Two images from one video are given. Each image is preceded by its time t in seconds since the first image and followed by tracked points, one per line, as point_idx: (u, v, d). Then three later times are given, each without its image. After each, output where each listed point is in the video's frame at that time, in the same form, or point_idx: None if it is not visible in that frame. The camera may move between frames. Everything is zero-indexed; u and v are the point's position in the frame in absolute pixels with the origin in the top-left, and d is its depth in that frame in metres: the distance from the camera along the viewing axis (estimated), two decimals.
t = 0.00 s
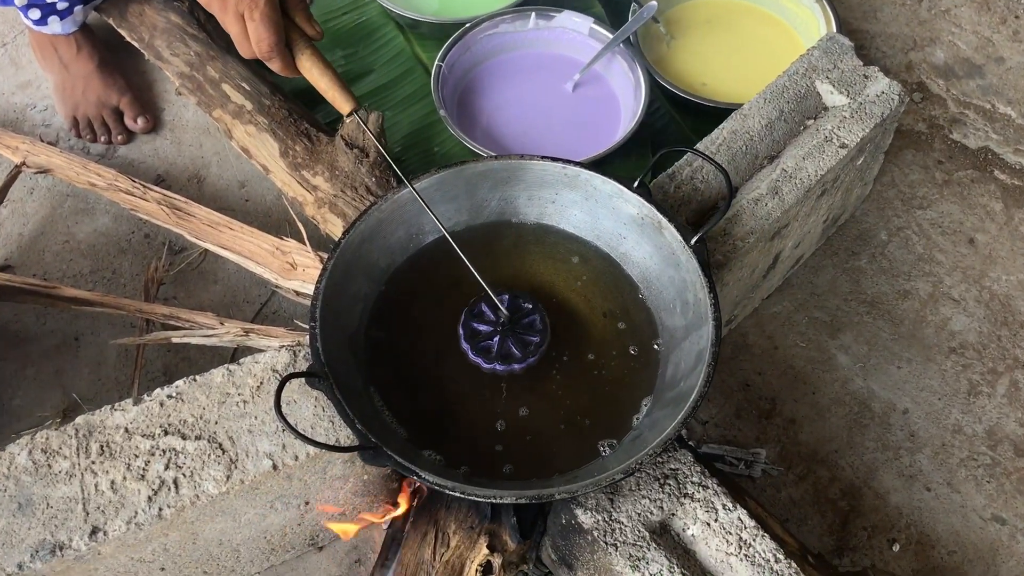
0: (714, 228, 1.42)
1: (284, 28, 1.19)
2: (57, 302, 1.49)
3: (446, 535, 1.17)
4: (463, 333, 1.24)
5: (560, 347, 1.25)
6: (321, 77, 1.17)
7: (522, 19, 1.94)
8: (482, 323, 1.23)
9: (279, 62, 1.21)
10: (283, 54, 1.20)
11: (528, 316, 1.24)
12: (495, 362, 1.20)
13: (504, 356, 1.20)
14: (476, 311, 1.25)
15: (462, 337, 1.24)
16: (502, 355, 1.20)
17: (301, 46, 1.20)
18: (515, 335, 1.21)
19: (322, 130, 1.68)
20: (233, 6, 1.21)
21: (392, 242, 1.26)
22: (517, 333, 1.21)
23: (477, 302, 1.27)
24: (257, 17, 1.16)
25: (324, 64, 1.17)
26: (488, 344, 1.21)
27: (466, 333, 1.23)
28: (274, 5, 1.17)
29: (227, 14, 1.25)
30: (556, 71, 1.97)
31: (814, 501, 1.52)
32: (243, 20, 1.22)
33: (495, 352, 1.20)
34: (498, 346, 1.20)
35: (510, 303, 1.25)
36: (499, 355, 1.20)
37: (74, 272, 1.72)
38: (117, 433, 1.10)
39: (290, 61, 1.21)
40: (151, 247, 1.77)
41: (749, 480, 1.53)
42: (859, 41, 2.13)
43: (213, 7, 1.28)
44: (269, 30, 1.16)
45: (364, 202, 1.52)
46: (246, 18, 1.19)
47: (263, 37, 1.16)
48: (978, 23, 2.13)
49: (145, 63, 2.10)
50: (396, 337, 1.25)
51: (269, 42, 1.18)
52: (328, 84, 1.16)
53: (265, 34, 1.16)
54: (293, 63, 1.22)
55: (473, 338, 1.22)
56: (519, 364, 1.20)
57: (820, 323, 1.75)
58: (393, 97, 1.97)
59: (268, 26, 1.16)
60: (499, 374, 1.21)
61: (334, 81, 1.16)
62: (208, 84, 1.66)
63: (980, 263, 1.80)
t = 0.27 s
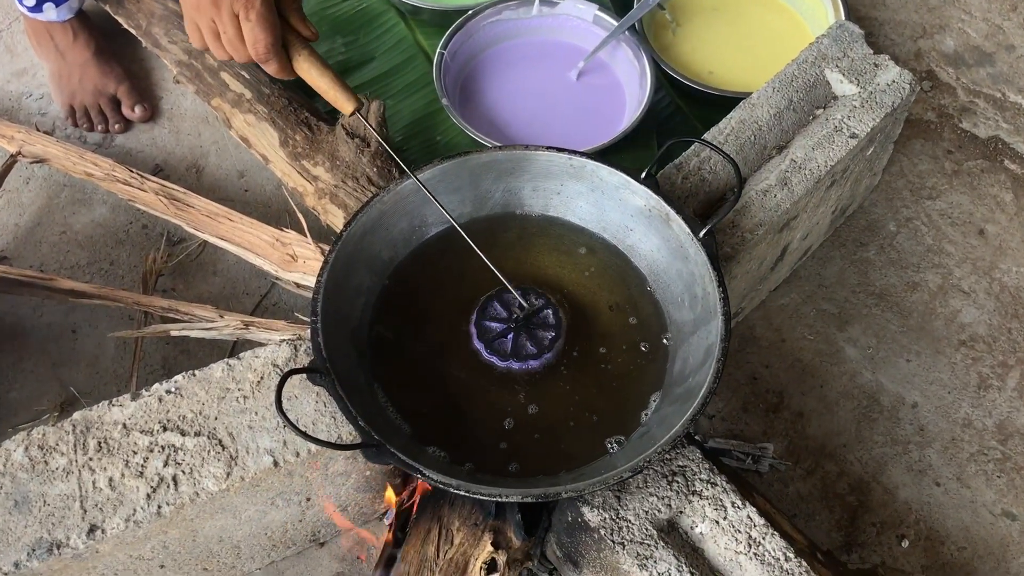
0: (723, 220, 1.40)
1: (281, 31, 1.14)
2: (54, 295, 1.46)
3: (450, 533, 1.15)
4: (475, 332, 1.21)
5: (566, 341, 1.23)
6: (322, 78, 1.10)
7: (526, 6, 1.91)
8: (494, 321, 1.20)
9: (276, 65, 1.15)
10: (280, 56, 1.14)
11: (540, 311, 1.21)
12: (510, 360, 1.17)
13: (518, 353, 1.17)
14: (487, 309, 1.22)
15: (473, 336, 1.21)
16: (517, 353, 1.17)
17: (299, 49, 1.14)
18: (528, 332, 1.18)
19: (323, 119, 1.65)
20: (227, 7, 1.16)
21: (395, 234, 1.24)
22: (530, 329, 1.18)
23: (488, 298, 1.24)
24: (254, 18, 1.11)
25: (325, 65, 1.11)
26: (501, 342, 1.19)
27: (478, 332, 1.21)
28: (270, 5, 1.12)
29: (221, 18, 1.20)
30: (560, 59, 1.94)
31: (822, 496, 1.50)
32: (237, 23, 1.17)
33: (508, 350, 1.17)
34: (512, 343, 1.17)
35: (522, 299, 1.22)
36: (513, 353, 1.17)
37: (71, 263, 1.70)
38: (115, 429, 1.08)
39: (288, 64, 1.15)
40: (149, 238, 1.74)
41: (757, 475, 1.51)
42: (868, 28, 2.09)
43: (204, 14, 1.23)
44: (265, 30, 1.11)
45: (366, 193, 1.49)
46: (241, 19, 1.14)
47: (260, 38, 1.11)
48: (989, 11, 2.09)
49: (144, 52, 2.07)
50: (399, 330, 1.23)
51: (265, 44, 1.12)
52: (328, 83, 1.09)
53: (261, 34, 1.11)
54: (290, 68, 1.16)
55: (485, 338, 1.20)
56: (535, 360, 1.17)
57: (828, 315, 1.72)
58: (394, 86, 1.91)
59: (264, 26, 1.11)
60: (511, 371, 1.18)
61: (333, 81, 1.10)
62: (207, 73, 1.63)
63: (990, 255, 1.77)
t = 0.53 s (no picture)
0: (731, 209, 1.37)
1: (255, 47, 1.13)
2: (51, 287, 1.44)
3: (455, 527, 1.13)
4: (479, 339, 1.19)
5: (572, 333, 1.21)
6: (303, 91, 1.10)
7: None
8: (496, 324, 1.19)
9: (253, 83, 1.13)
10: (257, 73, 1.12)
11: (538, 304, 1.22)
12: (528, 356, 1.16)
13: (535, 347, 1.17)
14: (485, 313, 1.21)
15: (480, 343, 1.18)
16: (532, 347, 1.17)
17: (274, 64, 1.14)
18: (536, 325, 1.19)
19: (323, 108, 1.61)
20: (199, 24, 1.09)
21: (397, 225, 1.21)
22: (537, 322, 1.19)
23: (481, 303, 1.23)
24: (229, 34, 1.09)
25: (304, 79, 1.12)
26: (513, 342, 1.17)
27: (484, 339, 1.19)
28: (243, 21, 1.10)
29: (190, 36, 1.12)
30: (564, 46, 1.90)
31: (831, 489, 1.48)
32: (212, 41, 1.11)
33: (523, 346, 1.17)
34: (524, 339, 1.17)
35: (516, 296, 1.23)
36: (529, 348, 1.17)
37: (69, 255, 1.68)
38: (114, 424, 1.06)
39: (265, 79, 1.14)
40: (148, 228, 1.72)
41: (765, 468, 1.49)
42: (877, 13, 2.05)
43: (166, 35, 1.14)
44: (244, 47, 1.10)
45: (368, 182, 1.46)
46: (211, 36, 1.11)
47: (237, 54, 1.10)
48: None
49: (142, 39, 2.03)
50: (402, 322, 1.20)
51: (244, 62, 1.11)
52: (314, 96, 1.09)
53: (239, 52, 1.09)
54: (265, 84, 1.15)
55: (495, 342, 1.18)
56: (551, 351, 1.17)
57: (837, 305, 1.70)
58: (395, 73, 1.87)
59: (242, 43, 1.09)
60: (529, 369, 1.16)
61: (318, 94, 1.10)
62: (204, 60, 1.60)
63: (1000, 243, 1.75)
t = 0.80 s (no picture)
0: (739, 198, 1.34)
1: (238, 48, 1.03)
2: (46, 280, 1.42)
3: (458, 524, 1.11)
4: (473, 348, 1.15)
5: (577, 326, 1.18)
6: (288, 90, 0.98)
7: None
8: (487, 331, 1.14)
9: (237, 86, 1.03)
10: (241, 75, 1.02)
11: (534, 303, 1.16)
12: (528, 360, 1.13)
13: (530, 352, 1.12)
14: (477, 317, 1.17)
15: (474, 352, 1.15)
16: (527, 351, 1.12)
17: (258, 65, 1.03)
18: (528, 328, 1.13)
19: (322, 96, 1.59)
20: (177, 26, 1.01)
21: (397, 215, 1.18)
22: (529, 323, 1.13)
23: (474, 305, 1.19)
24: (208, 35, 1.00)
25: (289, 79, 1.00)
26: (506, 349, 1.12)
27: (478, 347, 1.15)
28: (224, 21, 1.02)
29: (168, 39, 1.04)
30: (565, 31, 1.86)
31: (840, 481, 1.46)
32: (191, 43, 1.03)
33: (518, 351, 1.12)
34: (518, 344, 1.12)
35: (508, 296, 1.17)
36: (524, 353, 1.12)
37: (64, 247, 1.65)
38: (109, 420, 1.04)
39: (249, 83, 1.03)
40: (144, 219, 1.69)
41: (773, 460, 1.47)
42: None
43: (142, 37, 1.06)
44: (223, 47, 1.00)
45: (366, 171, 1.41)
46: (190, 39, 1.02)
47: (216, 56, 1.00)
48: None
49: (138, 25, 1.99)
50: (403, 314, 1.18)
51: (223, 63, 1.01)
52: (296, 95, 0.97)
53: (219, 53, 0.99)
54: (250, 88, 1.04)
55: (489, 350, 1.14)
56: (551, 351, 1.14)
57: (845, 294, 1.67)
58: (394, 59, 1.83)
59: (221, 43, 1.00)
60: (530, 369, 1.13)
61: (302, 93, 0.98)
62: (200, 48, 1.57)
63: (1011, 231, 1.71)
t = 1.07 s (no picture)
0: (744, 183, 1.30)
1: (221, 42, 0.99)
2: (35, 271, 1.38)
3: (457, 519, 1.08)
4: (471, 338, 1.13)
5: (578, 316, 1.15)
6: (274, 82, 0.94)
7: None
8: (489, 320, 1.13)
9: (222, 81, 0.98)
10: (225, 69, 0.97)
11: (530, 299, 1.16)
12: (528, 353, 1.11)
13: (531, 343, 1.12)
14: (474, 306, 1.15)
15: (474, 343, 1.12)
16: (533, 341, 1.12)
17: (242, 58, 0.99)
18: (532, 317, 1.14)
19: (316, 81, 1.55)
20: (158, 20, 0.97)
21: (394, 203, 1.15)
22: (524, 317, 1.14)
23: (468, 293, 1.16)
24: (190, 28, 0.96)
25: (275, 71, 0.95)
26: (511, 340, 1.12)
27: (477, 338, 1.13)
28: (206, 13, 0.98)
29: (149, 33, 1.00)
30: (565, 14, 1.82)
31: (847, 473, 1.43)
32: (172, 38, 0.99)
33: (523, 341, 1.12)
34: (523, 333, 1.12)
35: (506, 284, 1.17)
36: (529, 343, 1.12)
37: (54, 237, 1.62)
38: (98, 415, 1.01)
39: (234, 77, 0.99)
40: (135, 209, 1.66)
41: (779, 452, 1.44)
42: None
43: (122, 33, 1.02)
44: (205, 40, 0.96)
45: (361, 158, 1.38)
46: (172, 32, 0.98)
47: (199, 48, 0.96)
48: None
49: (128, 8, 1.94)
50: (400, 305, 1.15)
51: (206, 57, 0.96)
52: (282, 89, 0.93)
53: (201, 46, 0.95)
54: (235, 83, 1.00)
55: (490, 340, 1.12)
56: (550, 345, 1.12)
57: (852, 282, 1.63)
58: (389, 44, 1.79)
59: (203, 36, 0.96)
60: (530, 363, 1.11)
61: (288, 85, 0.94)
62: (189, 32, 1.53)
63: (1021, 216, 1.68)
